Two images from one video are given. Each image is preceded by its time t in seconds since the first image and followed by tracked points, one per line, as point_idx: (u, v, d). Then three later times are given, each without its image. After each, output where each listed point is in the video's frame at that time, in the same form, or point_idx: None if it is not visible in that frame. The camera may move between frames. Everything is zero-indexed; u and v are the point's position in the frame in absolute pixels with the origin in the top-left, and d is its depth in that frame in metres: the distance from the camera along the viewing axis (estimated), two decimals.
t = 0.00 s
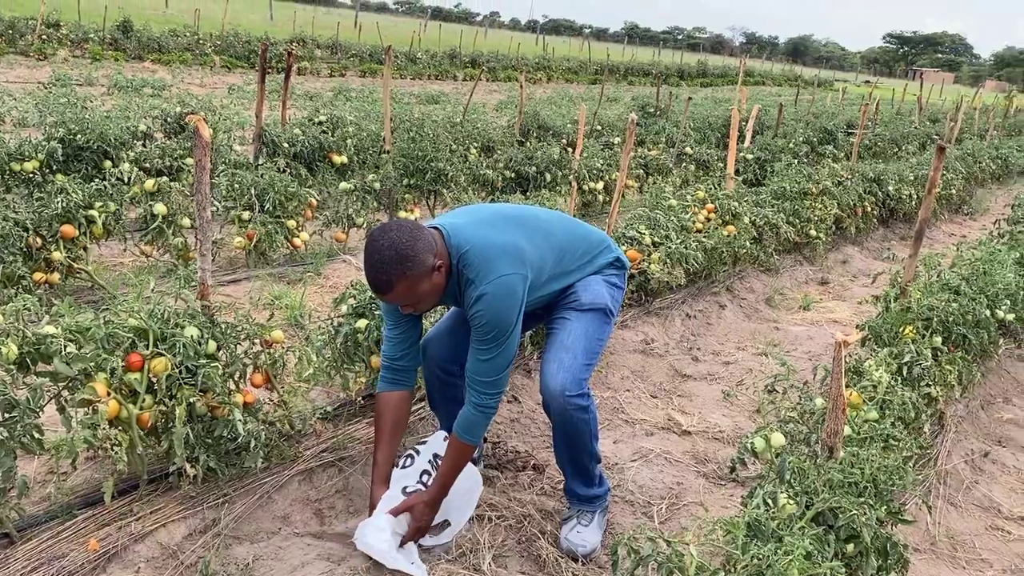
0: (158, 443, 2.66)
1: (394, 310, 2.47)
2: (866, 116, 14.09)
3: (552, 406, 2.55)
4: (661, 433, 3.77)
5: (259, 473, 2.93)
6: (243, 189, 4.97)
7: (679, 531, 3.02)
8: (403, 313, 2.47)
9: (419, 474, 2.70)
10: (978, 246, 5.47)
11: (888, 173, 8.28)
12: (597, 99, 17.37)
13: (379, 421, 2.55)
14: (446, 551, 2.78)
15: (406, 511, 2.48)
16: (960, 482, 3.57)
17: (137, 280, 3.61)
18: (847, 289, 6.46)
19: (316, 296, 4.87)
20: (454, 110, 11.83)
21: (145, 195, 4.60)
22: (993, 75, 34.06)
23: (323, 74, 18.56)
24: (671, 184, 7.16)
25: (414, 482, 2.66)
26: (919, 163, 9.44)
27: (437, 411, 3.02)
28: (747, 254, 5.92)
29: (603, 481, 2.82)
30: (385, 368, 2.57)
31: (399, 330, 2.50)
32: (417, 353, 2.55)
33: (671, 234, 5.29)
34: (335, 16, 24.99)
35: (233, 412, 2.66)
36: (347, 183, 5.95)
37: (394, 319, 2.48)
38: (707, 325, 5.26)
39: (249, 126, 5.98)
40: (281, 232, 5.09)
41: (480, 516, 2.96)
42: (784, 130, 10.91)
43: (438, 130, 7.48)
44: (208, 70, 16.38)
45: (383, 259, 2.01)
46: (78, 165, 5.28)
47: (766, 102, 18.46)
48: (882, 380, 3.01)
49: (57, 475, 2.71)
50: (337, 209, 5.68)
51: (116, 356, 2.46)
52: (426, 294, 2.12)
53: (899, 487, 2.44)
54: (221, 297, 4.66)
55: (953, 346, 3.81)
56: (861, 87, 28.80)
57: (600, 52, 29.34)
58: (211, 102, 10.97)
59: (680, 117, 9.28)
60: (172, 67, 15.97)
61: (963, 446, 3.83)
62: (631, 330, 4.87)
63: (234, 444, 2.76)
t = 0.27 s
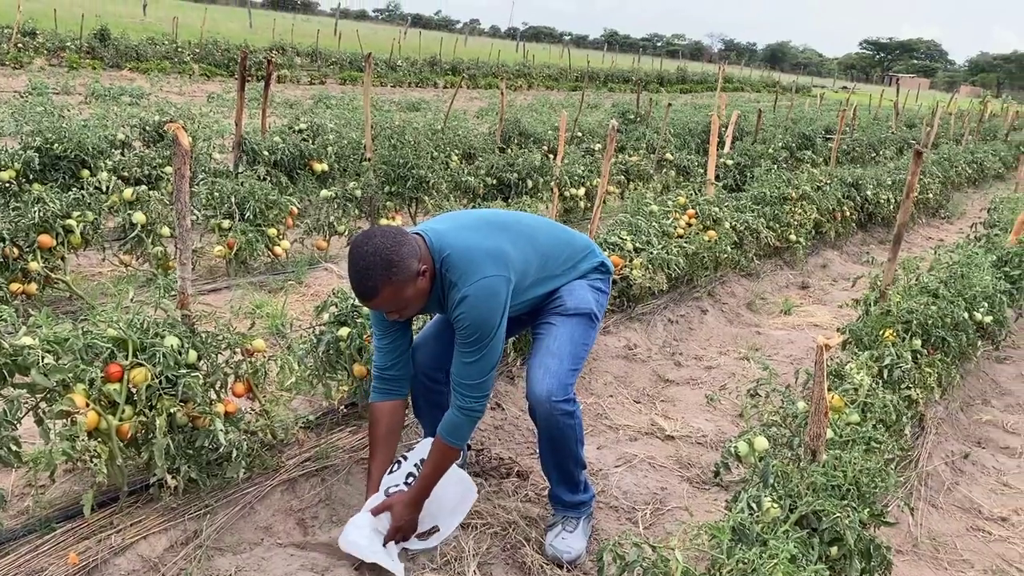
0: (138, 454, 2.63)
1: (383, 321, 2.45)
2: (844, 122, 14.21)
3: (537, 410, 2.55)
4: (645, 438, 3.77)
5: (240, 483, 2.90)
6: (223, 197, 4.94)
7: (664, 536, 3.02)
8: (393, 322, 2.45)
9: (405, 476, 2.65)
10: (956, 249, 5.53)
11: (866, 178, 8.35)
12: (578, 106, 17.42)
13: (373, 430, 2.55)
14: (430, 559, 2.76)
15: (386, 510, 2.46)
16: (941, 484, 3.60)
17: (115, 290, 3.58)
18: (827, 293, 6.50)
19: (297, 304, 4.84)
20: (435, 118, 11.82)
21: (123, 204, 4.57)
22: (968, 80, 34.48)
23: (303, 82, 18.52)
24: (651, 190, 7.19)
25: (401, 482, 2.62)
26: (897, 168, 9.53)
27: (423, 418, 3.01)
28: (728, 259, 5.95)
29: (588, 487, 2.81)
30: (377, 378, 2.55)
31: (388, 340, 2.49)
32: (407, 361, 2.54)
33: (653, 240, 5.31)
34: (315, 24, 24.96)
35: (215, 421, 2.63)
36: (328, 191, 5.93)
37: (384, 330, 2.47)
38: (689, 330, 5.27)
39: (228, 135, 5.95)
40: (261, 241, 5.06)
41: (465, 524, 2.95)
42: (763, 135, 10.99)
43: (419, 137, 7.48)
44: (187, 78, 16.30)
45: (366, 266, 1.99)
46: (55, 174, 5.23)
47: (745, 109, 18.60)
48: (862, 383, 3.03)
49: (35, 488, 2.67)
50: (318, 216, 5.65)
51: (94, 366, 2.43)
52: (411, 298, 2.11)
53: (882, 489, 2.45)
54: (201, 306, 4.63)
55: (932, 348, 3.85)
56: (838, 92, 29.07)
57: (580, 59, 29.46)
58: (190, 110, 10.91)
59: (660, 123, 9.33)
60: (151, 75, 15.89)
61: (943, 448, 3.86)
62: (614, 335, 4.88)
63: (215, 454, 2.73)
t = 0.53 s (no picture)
0: (109, 470, 2.59)
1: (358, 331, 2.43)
2: (815, 129, 14.38)
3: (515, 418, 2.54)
4: (622, 445, 3.78)
5: (214, 498, 2.87)
6: (195, 208, 4.90)
7: (641, 544, 3.02)
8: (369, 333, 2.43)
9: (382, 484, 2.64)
10: (925, 254, 5.60)
11: (837, 184, 8.45)
12: (552, 114, 17.49)
13: (351, 441, 2.52)
14: (407, 572, 2.74)
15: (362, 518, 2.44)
16: (915, 486, 3.63)
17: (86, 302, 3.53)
18: (800, 299, 6.56)
19: (271, 316, 4.81)
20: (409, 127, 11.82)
21: (94, 217, 4.52)
22: (935, 88, 35.03)
23: (277, 92, 18.44)
24: (625, 198, 7.22)
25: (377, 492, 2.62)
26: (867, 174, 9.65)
27: (400, 428, 2.99)
28: (702, 266, 5.98)
29: (566, 495, 2.81)
30: (355, 389, 2.53)
31: (365, 350, 2.47)
32: (385, 372, 2.52)
33: (628, 248, 5.33)
34: (288, 33, 24.88)
35: (187, 436, 2.60)
36: (302, 202, 5.90)
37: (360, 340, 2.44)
38: (664, 337, 5.29)
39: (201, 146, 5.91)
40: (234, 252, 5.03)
41: (442, 535, 2.93)
42: (736, 143, 11.09)
43: (394, 146, 7.47)
44: (158, 88, 16.17)
45: (343, 275, 1.98)
46: (24, 186, 5.16)
47: (717, 116, 18.76)
48: (836, 388, 3.06)
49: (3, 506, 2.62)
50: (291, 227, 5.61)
51: (63, 381, 2.39)
52: (388, 307, 2.10)
53: (856, 494, 2.47)
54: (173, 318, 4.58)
55: (903, 352, 3.89)
56: (809, 100, 29.40)
57: (554, 68, 29.58)
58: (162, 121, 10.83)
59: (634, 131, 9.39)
60: (122, 86, 15.75)
61: (916, 451, 3.90)
62: (591, 342, 4.89)
63: (188, 469, 2.70)
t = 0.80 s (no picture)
0: (68, 491, 2.52)
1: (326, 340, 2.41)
2: (779, 137, 14.55)
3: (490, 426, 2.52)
4: (593, 455, 3.77)
5: (178, 517, 2.81)
6: (158, 221, 4.82)
7: (614, 554, 3.00)
8: (337, 340, 2.40)
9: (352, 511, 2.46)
10: (889, 260, 5.67)
11: (802, 192, 8.55)
12: (519, 125, 17.53)
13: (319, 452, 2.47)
14: None
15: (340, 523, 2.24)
16: (883, 490, 3.66)
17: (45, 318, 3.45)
18: (767, 305, 6.61)
19: (236, 330, 4.74)
20: (376, 138, 11.77)
21: (53, 230, 4.43)
22: (895, 97, 35.66)
23: (242, 103, 18.31)
24: (593, 207, 7.24)
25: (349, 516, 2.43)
26: (831, 182, 9.77)
27: (371, 439, 2.94)
28: (670, 274, 6.00)
29: (538, 506, 2.79)
30: (323, 400, 2.50)
31: (333, 358, 2.44)
32: (354, 381, 2.48)
33: (596, 257, 5.34)
34: (253, 45, 24.72)
35: (150, 454, 2.54)
36: (267, 213, 5.83)
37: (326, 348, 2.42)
38: (634, 345, 5.30)
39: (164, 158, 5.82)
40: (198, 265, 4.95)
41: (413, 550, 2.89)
42: (701, 152, 11.18)
43: (361, 157, 7.43)
44: (121, 101, 15.98)
45: (310, 281, 1.94)
46: None
47: (683, 126, 18.93)
48: (804, 394, 3.07)
49: None
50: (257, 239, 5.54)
51: (20, 401, 2.33)
52: (356, 313, 2.07)
53: (826, 500, 2.48)
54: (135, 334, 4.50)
55: (870, 357, 3.93)
56: (773, 110, 29.78)
57: (521, 79, 29.69)
58: (125, 134, 10.69)
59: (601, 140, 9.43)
60: (84, 99, 15.54)
61: (884, 455, 3.93)
62: (561, 352, 4.88)
63: (150, 487, 2.63)
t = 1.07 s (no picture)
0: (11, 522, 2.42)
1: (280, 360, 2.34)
2: (735, 149, 14.73)
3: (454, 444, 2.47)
4: (557, 470, 3.73)
5: (128, 545, 2.72)
6: (108, 239, 4.70)
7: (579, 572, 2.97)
8: (292, 361, 2.33)
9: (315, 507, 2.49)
10: (846, 268, 5.73)
11: (759, 203, 8.63)
12: (478, 138, 17.53)
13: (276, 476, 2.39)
14: None
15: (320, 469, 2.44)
16: (845, 499, 3.67)
17: None
18: (727, 315, 6.65)
19: (190, 349, 4.63)
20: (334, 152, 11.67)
21: None
22: (847, 109, 36.37)
23: (197, 118, 18.06)
24: (553, 220, 7.23)
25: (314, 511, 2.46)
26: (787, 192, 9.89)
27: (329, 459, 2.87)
28: (631, 285, 6.01)
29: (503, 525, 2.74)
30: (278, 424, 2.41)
31: (288, 379, 2.36)
32: (309, 402, 2.41)
33: (558, 269, 5.32)
34: (209, 60, 24.45)
35: (98, 481, 2.44)
36: (222, 230, 5.72)
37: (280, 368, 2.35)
38: (596, 358, 5.28)
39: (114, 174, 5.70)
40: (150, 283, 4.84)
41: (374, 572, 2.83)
42: (660, 164, 11.27)
43: (318, 172, 7.34)
44: (72, 116, 15.68)
45: (264, 295, 1.89)
46: None
47: (641, 138, 19.08)
48: (765, 405, 3.07)
49: None
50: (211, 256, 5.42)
51: None
52: (312, 327, 2.01)
53: (790, 512, 2.47)
54: (84, 355, 4.37)
55: (829, 366, 3.95)
56: (729, 122, 30.19)
57: (480, 93, 29.74)
58: (75, 150, 10.47)
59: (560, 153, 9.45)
60: (34, 115, 15.22)
61: (845, 463, 3.95)
62: (523, 365, 4.84)
63: (99, 516, 2.54)
